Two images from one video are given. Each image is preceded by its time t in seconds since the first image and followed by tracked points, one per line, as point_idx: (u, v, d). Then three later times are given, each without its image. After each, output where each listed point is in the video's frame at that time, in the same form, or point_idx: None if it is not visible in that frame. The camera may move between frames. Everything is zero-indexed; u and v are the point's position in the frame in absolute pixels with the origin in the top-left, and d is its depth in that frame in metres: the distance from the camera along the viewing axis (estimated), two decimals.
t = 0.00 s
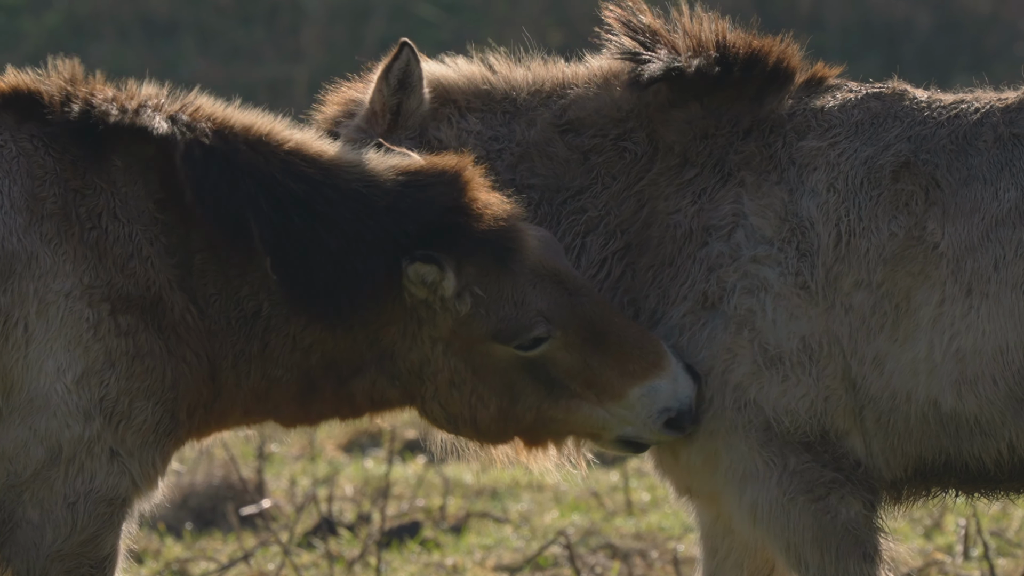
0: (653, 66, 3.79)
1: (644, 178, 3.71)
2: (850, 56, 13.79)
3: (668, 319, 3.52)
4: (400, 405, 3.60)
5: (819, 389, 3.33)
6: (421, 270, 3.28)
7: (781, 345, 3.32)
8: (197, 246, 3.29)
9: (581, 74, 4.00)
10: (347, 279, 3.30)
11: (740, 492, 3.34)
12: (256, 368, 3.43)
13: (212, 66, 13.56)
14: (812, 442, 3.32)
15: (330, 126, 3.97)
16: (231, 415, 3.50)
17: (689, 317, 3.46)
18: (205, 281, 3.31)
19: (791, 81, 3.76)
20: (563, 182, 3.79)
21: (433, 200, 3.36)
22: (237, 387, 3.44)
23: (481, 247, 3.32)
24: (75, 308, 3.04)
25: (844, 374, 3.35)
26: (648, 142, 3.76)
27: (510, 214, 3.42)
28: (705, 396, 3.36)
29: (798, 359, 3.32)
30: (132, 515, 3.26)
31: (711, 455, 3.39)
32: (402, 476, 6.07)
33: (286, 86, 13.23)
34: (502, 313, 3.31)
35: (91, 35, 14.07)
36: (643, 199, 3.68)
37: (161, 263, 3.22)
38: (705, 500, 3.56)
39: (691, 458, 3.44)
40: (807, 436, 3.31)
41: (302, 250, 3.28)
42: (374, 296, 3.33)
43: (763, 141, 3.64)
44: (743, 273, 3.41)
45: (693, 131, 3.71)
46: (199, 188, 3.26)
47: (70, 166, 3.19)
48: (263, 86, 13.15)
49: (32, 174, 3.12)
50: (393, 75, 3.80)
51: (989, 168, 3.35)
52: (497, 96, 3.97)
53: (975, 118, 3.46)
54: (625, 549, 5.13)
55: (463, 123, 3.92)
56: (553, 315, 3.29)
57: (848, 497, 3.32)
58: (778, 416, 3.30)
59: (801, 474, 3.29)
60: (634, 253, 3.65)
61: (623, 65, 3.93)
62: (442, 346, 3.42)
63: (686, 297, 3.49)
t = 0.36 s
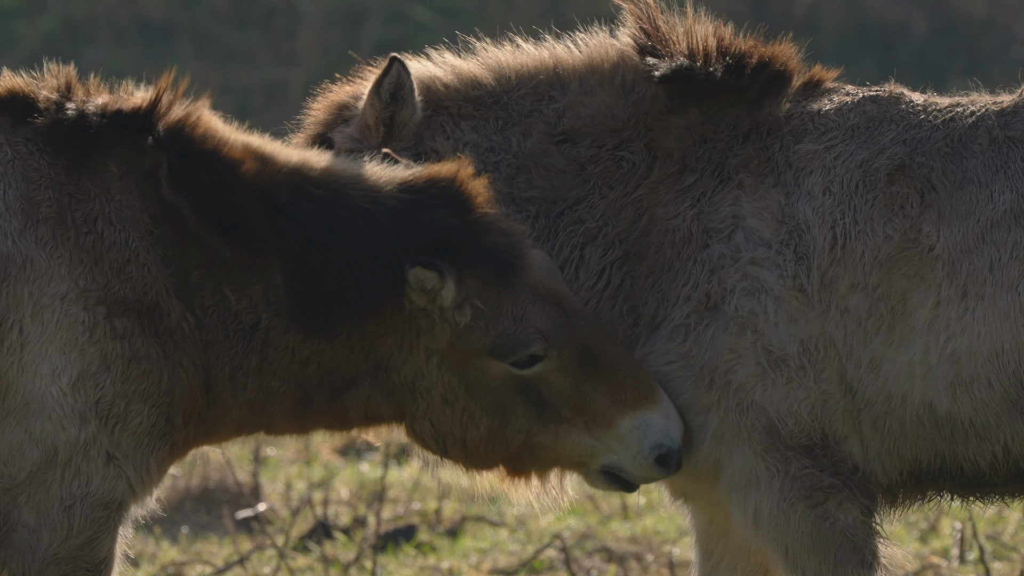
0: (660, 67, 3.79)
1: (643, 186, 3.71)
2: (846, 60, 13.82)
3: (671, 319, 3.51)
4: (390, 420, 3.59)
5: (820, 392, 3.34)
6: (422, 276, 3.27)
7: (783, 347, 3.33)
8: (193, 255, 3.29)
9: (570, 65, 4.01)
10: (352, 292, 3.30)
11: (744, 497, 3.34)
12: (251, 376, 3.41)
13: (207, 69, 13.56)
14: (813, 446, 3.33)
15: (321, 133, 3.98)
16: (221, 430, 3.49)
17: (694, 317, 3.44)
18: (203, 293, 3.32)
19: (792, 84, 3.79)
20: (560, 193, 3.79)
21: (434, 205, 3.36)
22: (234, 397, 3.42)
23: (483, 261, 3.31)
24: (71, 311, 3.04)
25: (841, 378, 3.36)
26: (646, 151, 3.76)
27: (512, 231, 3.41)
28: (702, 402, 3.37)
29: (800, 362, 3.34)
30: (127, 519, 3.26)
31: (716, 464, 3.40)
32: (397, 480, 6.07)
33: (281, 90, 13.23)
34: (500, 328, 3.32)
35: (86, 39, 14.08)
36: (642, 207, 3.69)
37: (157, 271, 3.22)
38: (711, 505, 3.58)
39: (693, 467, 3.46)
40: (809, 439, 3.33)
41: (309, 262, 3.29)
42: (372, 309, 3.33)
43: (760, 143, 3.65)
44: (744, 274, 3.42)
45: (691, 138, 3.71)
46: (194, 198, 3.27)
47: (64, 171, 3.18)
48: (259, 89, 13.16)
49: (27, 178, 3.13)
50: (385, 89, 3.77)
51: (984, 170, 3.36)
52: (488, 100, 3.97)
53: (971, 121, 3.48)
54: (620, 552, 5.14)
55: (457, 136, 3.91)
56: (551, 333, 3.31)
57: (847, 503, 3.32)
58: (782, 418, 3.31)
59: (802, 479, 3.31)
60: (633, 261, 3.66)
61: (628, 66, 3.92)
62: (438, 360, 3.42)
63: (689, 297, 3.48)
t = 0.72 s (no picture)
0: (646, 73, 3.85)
1: (639, 189, 3.72)
2: (841, 64, 13.86)
3: (670, 323, 3.50)
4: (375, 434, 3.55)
5: (819, 395, 3.35)
6: (416, 263, 3.25)
7: (782, 350, 3.34)
8: (191, 256, 3.31)
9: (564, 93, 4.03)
10: (349, 287, 3.29)
11: (745, 500, 3.34)
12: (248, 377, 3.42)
13: (203, 71, 13.55)
14: (813, 449, 3.34)
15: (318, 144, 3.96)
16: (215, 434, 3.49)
17: (695, 320, 3.44)
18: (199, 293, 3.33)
19: (781, 84, 3.78)
20: (556, 201, 3.80)
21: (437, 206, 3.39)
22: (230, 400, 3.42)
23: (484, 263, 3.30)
24: (70, 311, 3.04)
25: (840, 381, 3.37)
26: (639, 152, 3.78)
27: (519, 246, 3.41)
28: (704, 407, 3.36)
29: (798, 365, 3.34)
30: (126, 520, 3.25)
31: (716, 468, 3.40)
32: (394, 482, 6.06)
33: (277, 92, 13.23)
34: (491, 336, 3.27)
35: (82, 41, 14.07)
36: (639, 211, 3.69)
37: (154, 272, 3.22)
38: (707, 507, 3.57)
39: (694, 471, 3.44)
40: (810, 442, 3.34)
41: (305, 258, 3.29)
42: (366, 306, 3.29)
43: (757, 147, 3.66)
44: (742, 277, 3.42)
45: (684, 140, 3.73)
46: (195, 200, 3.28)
47: (60, 172, 3.18)
48: (255, 92, 13.17)
49: (23, 179, 3.11)
50: (384, 100, 3.78)
51: (981, 174, 3.37)
52: (482, 120, 4.00)
53: (967, 124, 3.48)
54: (617, 555, 5.14)
55: (454, 152, 3.93)
56: (542, 352, 3.25)
57: (847, 505, 3.33)
58: (783, 421, 3.32)
59: (803, 481, 3.31)
60: (632, 263, 3.65)
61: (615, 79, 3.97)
62: (427, 363, 3.36)
63: (689, 301, 3.48)
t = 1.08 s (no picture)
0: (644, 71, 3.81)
1: (635, 190, 3.73)
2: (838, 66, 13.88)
3: (665, 325, 3.51)
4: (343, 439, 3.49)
5: (815, 398, 3.35)
6: (396, 233, 3.18)
7: (778, 352, 3.34)
8: (185, 254, 3.31)
9: (564, 87, 4.03)
10: (342, 279, 3.29)
11: (743, 503, 3.35)
12: (238, 379, 3.40)
13: (200, 73, 13.55)
14: (810, 451, 3.34)
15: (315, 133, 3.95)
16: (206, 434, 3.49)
17: (691, 322, 3.45)
18: (190, 292, 3.32)
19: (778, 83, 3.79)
20: (551, 197, 3.80)
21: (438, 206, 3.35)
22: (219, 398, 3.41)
23: (477, 266, 3.27)
24: (66, 313, 3.04)
25: (837, 383, 3.37)
26: (635, 152, 3.79)
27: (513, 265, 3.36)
28: (699, 409, 3.38)
29: (796, 368, 3.34)
30: (122, 522, 3.25)
31: (713, 471, 3.41)
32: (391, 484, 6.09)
33: (274, 94, 13.22)
34: (458, 334, 3.21)
35: (79, 43, 14.06)
36: (633, 211, 3.70)
37: (148, 273, 3.23)
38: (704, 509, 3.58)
39: (693, 473, 3.46)
40: (807, 444, 3.34)
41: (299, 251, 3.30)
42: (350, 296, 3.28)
43: (753, 149, 3.67)
44: (738, 279, 3.43)
45: (678, 141, 3.74)
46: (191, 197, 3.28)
47: (55, 173, 3.17)
48: (252, 93, 13.17)
49: (18, 180, 3.11)
50: (381, 91, 3.75)
51: (978, 178, 3.38)
52: (481, 111, 3.99)
53: (963, 127, 3.49)
54: (614, 557, 5.13)
55: (448, 144, 3.91)
56: (504, 366, 3.17)
57: (843, 507, 3.33)
58: (781, 423, 3.32)
59: (800, 483, 3.31)
60: (625, 265, 3.66)
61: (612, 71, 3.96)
62: (393, 351, 3.30)
63: (685, 302, 3.49)
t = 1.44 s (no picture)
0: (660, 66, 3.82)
1: (634, 186, 3.75)
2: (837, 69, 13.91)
3: (659, 325, 3.53)
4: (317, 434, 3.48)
5: (807, 400, 3.36)
6: (361, 229, 3.12)
7: (770, 354, 3.36)
8: (179, 251, 3.32)
9: (573, 60, 4.03)
10: (318, 274, 3.29)
11: (736, 506, 3.36)
12: (233, 382, 3.41)
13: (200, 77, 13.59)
14: (803, 453, 3.35)
15: (322, 102, 3.97)
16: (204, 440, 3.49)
17: (684, 323, 3.47)
18: (184, 290, 3.33)
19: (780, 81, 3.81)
20: (556, 185, 3.82)
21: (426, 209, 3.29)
22: (213, 398, 3.41)
23: (449, 269, 3.18)
24: (60, 317, 3.05)
25: (829, 385, 3.38)
26: (639, 146, 3.81)
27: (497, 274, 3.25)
28: (692, 411, 3.40)
29: (787, 370, 3.36)
30: (119, 525, 3.26)
31: (706, 472, 3.44)
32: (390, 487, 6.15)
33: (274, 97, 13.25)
34: (423, 331, 3.13)
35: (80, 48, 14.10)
36: (632, 207, 3.72)
37: (144, 273, 3.24)
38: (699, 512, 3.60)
39: (687, 475, 3.48)
40: (800, 448, 3.35)
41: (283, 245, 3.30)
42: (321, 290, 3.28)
43: (748, 151, 3.68)
44: (731, 281, 3.45)
45: (678, 138, 3.76)
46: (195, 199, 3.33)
47: (51, 176, 3.19)
48: (252, 97, 13.20)
49: (15, 183, 3.12)
50: (400, 80, 3.72)
51: (972, 180, 3.39)
52: (490, 81, 3.97)
53: (957, 130, 3.51)
54: (612, 559, 5.13)
55: (458, 123, 3.87)
56: (464, 369, 3.07)
57: (837, 509, 3.34)
58: (773, 426, 3.33)
59: (793, 486, 3.32)
60: (623, 258, 3.68)
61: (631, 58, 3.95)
62: (363, 343, 3.25)
63: (677, 304, 3.51)
